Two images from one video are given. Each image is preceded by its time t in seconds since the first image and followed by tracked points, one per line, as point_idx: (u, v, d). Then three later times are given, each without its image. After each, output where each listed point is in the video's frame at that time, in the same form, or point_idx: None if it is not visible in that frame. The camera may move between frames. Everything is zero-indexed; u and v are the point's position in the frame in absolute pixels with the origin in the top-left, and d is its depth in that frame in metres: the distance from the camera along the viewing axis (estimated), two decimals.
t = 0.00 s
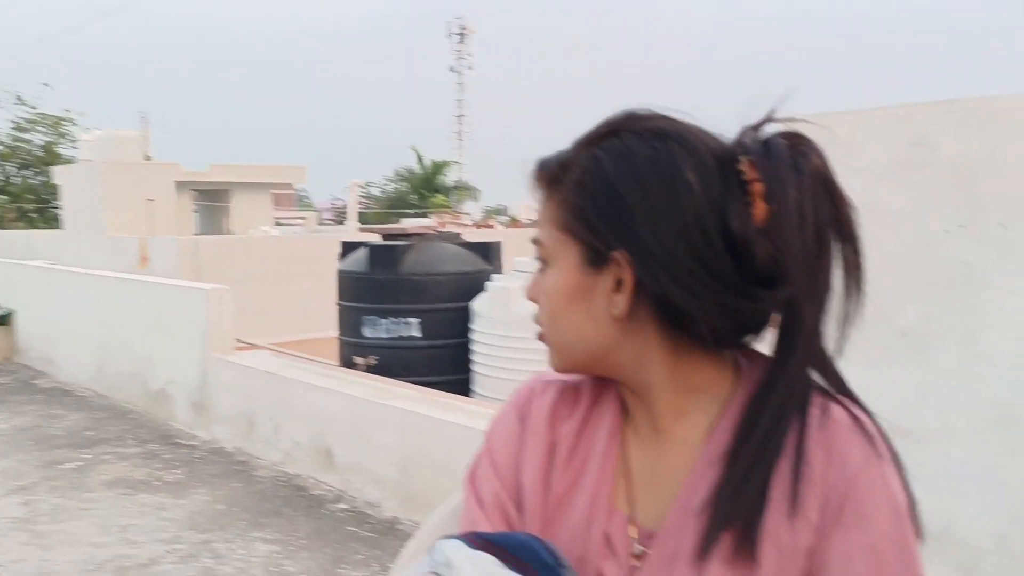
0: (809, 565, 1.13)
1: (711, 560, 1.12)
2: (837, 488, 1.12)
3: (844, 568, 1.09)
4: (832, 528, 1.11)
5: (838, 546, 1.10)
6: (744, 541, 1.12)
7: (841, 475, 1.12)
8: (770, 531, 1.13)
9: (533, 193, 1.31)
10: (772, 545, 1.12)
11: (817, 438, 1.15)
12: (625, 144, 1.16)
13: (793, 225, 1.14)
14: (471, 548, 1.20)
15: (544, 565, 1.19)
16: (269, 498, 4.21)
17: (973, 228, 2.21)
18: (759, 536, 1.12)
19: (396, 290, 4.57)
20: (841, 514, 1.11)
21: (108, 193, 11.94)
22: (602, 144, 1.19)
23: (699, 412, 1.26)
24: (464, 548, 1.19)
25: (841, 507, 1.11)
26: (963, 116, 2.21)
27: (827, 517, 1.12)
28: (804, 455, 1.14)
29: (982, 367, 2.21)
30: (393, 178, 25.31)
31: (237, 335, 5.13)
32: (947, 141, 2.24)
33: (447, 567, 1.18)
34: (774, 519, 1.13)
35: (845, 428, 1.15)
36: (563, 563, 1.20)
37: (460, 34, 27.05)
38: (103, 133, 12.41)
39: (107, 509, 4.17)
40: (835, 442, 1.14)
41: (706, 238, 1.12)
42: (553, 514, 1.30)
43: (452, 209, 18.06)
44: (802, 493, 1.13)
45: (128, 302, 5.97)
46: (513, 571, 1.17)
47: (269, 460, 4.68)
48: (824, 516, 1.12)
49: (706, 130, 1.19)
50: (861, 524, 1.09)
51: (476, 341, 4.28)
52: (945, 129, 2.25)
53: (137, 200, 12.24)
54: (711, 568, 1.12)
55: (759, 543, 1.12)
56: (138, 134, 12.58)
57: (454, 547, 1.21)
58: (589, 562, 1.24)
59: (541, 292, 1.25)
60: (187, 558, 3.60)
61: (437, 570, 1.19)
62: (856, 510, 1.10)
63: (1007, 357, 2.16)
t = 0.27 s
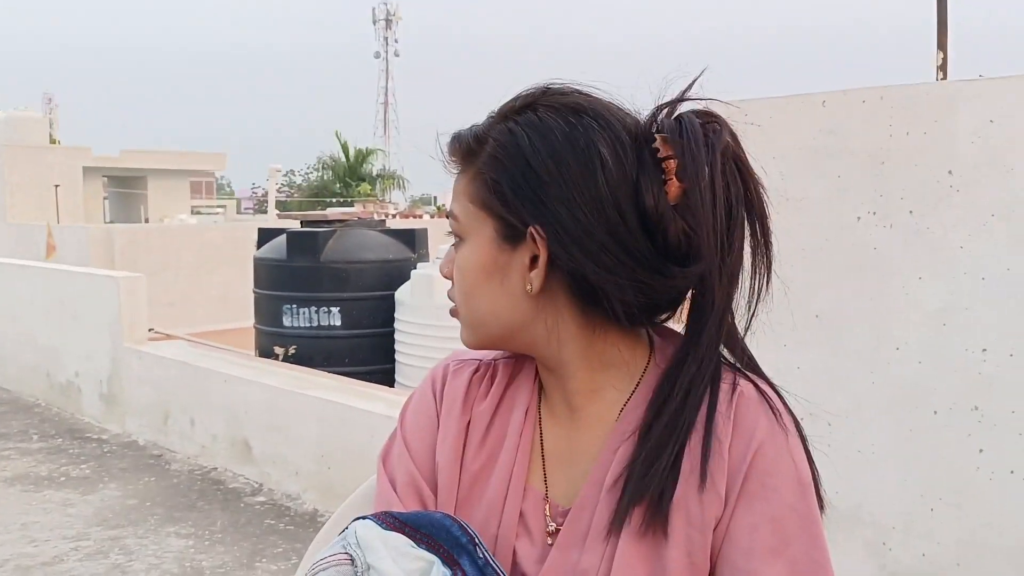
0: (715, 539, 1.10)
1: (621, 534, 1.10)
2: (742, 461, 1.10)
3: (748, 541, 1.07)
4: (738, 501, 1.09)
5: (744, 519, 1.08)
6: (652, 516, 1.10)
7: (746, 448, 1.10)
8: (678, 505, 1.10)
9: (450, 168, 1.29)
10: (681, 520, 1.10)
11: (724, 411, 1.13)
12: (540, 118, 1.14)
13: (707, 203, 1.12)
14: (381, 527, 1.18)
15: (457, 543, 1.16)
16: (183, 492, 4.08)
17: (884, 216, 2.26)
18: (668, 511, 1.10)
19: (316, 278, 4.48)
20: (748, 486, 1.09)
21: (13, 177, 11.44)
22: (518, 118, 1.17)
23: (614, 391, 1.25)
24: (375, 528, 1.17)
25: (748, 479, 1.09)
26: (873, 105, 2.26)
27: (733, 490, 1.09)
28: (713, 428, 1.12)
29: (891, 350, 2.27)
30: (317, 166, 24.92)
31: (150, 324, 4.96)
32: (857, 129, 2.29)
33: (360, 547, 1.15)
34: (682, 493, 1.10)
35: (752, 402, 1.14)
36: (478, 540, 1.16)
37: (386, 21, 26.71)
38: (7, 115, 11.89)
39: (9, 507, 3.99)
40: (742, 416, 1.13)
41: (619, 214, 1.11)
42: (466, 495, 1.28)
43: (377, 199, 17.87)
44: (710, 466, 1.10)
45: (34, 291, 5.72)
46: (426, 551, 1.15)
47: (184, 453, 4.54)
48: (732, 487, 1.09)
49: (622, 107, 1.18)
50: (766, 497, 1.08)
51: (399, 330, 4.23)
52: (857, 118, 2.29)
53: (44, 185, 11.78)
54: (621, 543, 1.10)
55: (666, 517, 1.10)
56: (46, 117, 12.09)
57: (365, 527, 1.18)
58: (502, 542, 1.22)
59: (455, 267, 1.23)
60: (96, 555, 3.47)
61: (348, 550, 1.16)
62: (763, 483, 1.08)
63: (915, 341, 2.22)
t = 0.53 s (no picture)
0: (681, 528, 1.13)
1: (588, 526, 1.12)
2: (707, 451, 1.13)
3: (712, 530, 1.10)
4: (703, 490, 1.12)
5: (708, 509, 1.11)
6: (619, 506, 1.12)
7: (711, 438, 1.13)
8: (646, 496, 1.12)
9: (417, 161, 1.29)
10: (647, 510, 1.12)
11: (690, 403, 1.16)
12: (507, 114, 1.15)
13: (671, 199, 1.15)
14: (351, 520, 1.18)
15: (426, 535, 1.17)
16: (140, 485, 4.04)
17: (840, 209, 2.31)
18: (635, 501, 1.12)
19: (276, 269, 4.45)
20: (712, 476, 1.12)
21: None
22: (485, 113, 1.18)
23: (579, 383, 1.26)
24: (344, 520, 1.18)
25: (712, 470, 1.12)
26: (830, 100, 2.31)
27: (699, 480, 1.12)
28: (679, 420, 1.14)
29: (846, 340, 2.32)
30: (274, 155, 24.64)
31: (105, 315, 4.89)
32: (814, 124, 2.33)
33: (329, 539, 1.16)
34: (649, 483, 1.13)
35: (716, 393, 1.17)
36: (448, 532, 1.18)
37: (344, 8, 26.46)
38: None
39: None
40: (706, 408, 1.15)
41: (586, 210, 1.12)
42: (434, 486, 1.29)
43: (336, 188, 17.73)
44: (676, 456, 1.13)
45: None
46: (395, 542, 1.16)
47: (141, 445, 4.48)
48: (697, 478, 1.12)
49: (588, 102, 1.19)
50: (730, 487, 1.11)
51: (360, 320, 4.22)
52: (814, 112, 2.33)
53: None
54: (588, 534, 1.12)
55: (633, 507, 1.12)
56: None
57: (334, 519, 1.19)
58: (470, 533, 1.23)
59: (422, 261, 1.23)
60: (52, 549, 3.42)
61: (317, 543, 1.16)
62: (726, 473, 1.11)
63: (870, 332, 2.28)
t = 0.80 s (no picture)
0: (684, 522, 1.12)
1: (591, 520, 1.12)
2: (709, 446, 1.13)
3: (715, 525, 1.10)
4: (706, 485, 1.12)
5: (711, 503, 1.11)
6: (622, 501, 1.11)
7: (714, 432, 1.13)
8: (648, 490, 1.12)
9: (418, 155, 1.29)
10: (650, 505, 1.12)
11: (693, 397, 1.16)
12: (509, 107, 1.15)
13: (674, 192, 1.14)
14: (353, 515, 1.18)
15: (427, 530, 1.17)
16: (136, 480, 4.02)
17: (838, 203, 2.31)
18: (638, 496, 1.12)
19: (271, 263, 4.43)
20: (715, 470, 1.12)
21: None
22: (487, 106, 1.17)
23: (580, 377, 1.26)
24: (346, 516, 1.17)
25: (715, 464, 1.12)
26: (829, 94, 2.30)
27: (701, 474, 1.12)
28: (682, 415, 1.14)
29: (845, 333, 2.32)
30: (268, 148, 24.56)
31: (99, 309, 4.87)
32: (813, 118, 2.33)
33: (331, 534, 1.16)
34: (651, 478, 1.13)
35: (720, 388, 1.16)
36: (449, 527, 1.17)
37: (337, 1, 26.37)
38: None
39: None
40: (709, 402, 1.15)
41: (588, 204, 1.12)
42: (436, 481, 1.28)
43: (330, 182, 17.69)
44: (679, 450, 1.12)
45: None
46: (397, 537, 1.16)
47: (136, 440, 4.47)
48: (699, 472, 1.12)
49: (591, 95, 1.19)
50: (733, 481, 1.11)
51: (356, 315, 4.21)
52: (813, 106, 2.33)
53: None
54: (591, 528, 1.11)
55: (636, 502, 1.11)
56: None
57: (335, 514, 1.18)
58: (472, 527, 1.23)
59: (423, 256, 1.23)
60: (48, 543, 3.41)
61: (319, 537, 1.16)
62: (729, 467, 1.11)
63: (868, 326, 2.28)
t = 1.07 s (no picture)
0: (688, 523, 1.12)
1: (596, 521, 1.11)
2: (714, 447, 1.12)
3: (719, 526, 1.10)
4: (711, 485, 1.11)
5: (716, 504, 1.10)
6: (626, 502, 1.11)
7: (719, 433, 1.13)
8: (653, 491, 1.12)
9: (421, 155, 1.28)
10: (654, 505, 1.12)
11: (697, 398, 1.15)
12: (513, 107, 1.14)
13: (678, 193, 1.13)
14: (356, 516, 1.18)
15: (431, 531, 1.16)
16: (139, 478, 4.03)
17: (842, 200, 2.30)
18: (642, 497, 1.11)
19: (274, 261, 4.43)
20: (720, 471, 1.11)
21: None
22: (490, 106, 1.16)
23: (584, 378, 1.26)
24: (349, 517, 1.17)
25: (719, 465, 1.11)
26: (833, 91, 2.30)
27: (706, 475, 1.11)
28: (686, 415, 1.14)
29: (849, 332, 2.32)
30: (270, 146, 24.57)
31: (102, 307, 4.87)
32: (817, 115, 2.32)
33: (334, 536, 1.15)
34: (655, 479, 1.12)
35: (724, 388, 1.16)
36: (453, 529, 1.16)
37: None
38: None
39: None
40: (713, 403, 1.15)
41: (592, 205, 1.11)
42: (439, 482, 1.28)
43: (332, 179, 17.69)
44: (683, 451, 1.12)
45: None
46: (400, 539, 1.16)
47: (140, 438, 4.47)
48: (704, 473, 1.11)
49: (594, 95, 1.18)
50: (738, 482, 1.10)
51: (359, 313, 4.21)
52: (817, 103, 2.32)
53: None
54: (596, 529, 1.11)
55: (641, 503, 1.11)
56: None
57: (339, 515, 1.18)
58: (476, 528, 1.22)
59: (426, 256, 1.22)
60: (52, 542, 3.41)
61: (323, 540, 1.15)
62: (734, 468, 1.11)
63: (873, 324, 2.27)
